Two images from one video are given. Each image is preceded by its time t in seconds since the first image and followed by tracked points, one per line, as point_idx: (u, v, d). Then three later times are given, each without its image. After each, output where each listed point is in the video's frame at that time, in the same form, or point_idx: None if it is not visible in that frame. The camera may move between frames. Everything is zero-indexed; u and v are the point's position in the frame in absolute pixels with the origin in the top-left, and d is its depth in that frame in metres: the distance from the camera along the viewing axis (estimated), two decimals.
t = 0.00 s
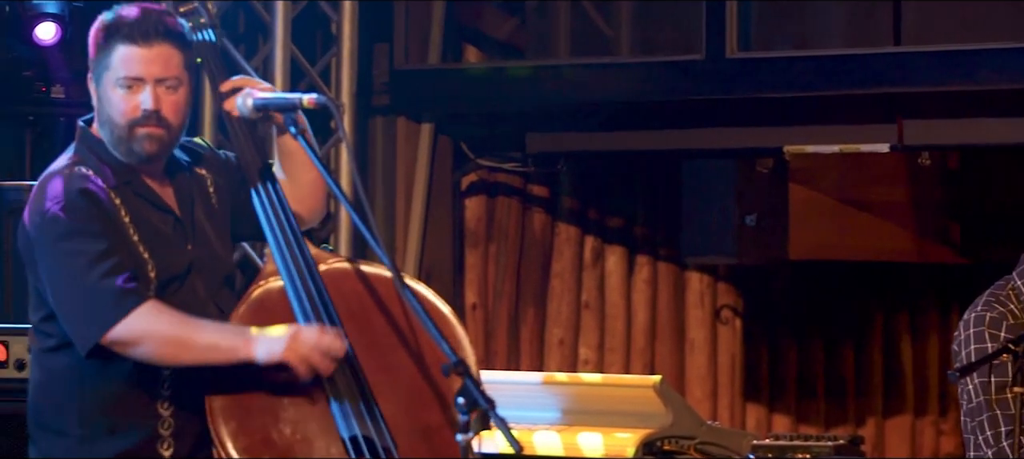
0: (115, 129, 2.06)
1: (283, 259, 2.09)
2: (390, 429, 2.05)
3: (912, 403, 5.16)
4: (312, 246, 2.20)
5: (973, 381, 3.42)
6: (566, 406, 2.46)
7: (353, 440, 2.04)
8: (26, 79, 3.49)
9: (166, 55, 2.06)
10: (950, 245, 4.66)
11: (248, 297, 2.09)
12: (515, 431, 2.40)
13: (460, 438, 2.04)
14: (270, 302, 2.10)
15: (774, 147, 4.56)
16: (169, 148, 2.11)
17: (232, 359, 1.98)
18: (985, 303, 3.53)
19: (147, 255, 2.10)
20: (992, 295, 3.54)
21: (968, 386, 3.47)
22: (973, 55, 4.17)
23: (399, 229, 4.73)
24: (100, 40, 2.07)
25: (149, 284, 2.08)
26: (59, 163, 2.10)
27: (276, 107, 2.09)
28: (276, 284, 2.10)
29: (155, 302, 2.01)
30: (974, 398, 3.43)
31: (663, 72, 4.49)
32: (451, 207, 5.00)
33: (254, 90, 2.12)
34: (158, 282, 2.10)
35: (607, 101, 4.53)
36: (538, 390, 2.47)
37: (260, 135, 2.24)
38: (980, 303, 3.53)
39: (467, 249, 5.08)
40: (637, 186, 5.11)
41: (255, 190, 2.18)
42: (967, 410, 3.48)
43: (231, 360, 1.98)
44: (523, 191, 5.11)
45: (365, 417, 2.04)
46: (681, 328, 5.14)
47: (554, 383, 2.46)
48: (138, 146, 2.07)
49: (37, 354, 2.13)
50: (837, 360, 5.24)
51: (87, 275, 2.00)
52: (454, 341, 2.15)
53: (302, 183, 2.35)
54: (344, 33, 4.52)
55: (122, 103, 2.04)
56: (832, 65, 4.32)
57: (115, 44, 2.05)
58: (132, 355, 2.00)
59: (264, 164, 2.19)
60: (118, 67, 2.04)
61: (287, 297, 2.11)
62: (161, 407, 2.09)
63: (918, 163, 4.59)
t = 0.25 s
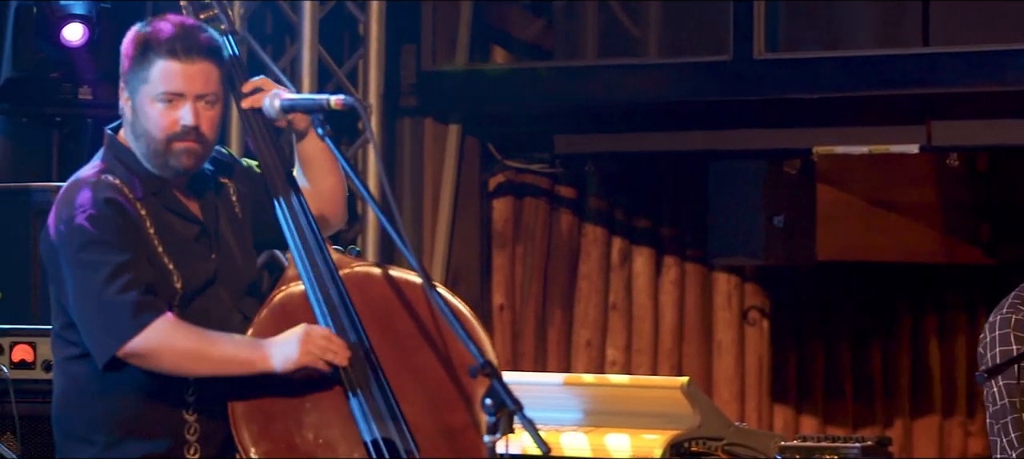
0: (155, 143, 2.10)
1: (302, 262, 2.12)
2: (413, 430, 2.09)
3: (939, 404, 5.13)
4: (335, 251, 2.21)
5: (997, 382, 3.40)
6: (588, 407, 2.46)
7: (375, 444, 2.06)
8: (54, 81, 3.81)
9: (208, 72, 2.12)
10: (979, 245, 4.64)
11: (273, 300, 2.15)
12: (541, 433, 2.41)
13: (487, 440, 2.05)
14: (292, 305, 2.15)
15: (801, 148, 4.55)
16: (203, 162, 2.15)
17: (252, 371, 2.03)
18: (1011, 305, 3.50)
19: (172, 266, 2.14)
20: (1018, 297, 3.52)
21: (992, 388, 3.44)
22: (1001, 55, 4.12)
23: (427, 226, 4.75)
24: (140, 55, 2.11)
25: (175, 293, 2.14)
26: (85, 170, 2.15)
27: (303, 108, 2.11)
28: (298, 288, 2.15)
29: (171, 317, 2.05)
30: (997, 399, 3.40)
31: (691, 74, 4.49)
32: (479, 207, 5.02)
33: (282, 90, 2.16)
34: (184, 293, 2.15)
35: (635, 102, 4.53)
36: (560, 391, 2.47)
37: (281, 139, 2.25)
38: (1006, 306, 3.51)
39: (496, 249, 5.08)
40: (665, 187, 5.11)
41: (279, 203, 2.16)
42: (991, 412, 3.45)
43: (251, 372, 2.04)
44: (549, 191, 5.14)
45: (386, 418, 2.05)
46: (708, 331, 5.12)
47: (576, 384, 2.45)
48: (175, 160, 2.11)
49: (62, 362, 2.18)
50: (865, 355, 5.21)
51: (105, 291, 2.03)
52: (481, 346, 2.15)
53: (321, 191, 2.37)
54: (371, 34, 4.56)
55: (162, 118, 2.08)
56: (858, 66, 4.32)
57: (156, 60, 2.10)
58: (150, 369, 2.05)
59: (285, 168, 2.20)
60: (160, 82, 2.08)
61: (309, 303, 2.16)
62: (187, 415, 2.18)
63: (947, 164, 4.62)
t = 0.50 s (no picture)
0: (185, 127, 2.05)
1: (321, 265, 2.14)
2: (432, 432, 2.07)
3: (965, 407, 5.03)
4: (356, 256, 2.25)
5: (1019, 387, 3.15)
6: (609, 408, 2.45)
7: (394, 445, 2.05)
8: (78, 83, 3.87)
9: (236, 54, 2.06)
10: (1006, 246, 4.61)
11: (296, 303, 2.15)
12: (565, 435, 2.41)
13: (510, 441, 2.05)
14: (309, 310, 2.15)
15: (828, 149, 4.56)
16: (235, 145, 2.10)
17: (299, 334, 1.93)
18: None
19: (205, 256, 2.09)
20: None
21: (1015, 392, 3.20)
22: None
23: (450, 221, 4.78)
24: (169, 40, 2.06)
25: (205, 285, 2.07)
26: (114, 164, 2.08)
27: (326, 109, 2.12)
28: (316, 294, 2.16)
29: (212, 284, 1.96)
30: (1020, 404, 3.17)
31: (716, 75, 4.47)
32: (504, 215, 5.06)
33: (304, 92, 2.19)
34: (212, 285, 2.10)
35: (659, 103, 4.52)
36: (581, 393, 2.45)
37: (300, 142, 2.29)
38: None
39: (520, 251, 5.09)
40: (689, 189, 5.10)
41: (295, 200, 2.21)
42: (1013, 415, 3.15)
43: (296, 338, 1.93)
44: (573, 193, 5.12)
45: (408, 421, 2.05)
46: (732, 333, 5.10)
47: (593, 385, 2.44)
48: (208, 143, 2.06)
49: (84, 354, 2.05)
50: (889, 354, 5.13)
51: (138, 272, 1.94)
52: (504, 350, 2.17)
53: (339, 196, 2.38)
54: (395, 35, 4.59)
55: (193, 101, 2.03)
56: (883, 68, 4.29)
57: (185, 43, 2.04)
58: (188, 341, 1.95)
59: (303, 169, 2.24)
60: (189, 66, 2.02)
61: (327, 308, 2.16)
62: (209, 398, 2.04)
63: (972, 165, 4.58)
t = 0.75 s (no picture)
0: (216, 135, 2.26)
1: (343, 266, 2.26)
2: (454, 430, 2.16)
3: (988, 407, 4.96)
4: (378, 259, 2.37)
5: None
6: (630, 410, 2.45)
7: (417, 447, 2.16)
8: (102, 83, 4.00)
9: (274, 68, 2.28)
10: None
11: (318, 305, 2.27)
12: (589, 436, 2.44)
13: (534, 442, 2.10)
14: (332, 313, 2.26)
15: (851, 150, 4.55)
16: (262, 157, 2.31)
17: (306, 359, 2.14)
18: None
19: (228, 264, 2.29)
20: None
21: None
22: None
23: (472, 217, 4.80)
24: (209, 49, 2.28)
25: (228, 290, 2.27)
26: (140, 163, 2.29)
27: (349, 110, 2.25)
28: (338, 295, 2.27)
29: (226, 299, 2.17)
30: None
31: (738, 76, 4.46)
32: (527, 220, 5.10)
33: (327, 95, 2.34)
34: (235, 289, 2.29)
35: (681, 104, 4.52)
36: (598, 394, 2.46)
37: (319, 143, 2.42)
38: None
39: (542, 252, 5.10)
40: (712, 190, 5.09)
41: (321, 208, 2.34)
42: None
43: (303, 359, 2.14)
44: (596, 195, 5.13)
45: (427, 418, 2.16)
46: (755, 332, 5.10)
47: (610, 386, 2.44)
48: (235, 153, 2.27)
49: (108, 354, 2.30)
50: (911, 355, 5.08)
51: (161, 275, 2.14)
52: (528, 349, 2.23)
53: (361, 194, 2.50)
54: (417, 36, 4.62)
55: (226, 110, 2.25)
56: (905, 69, 4.27)
57: (224, 53, 2.26)
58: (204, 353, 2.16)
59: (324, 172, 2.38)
60: (225, 75, 2.25)
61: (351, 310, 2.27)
62: (232, 404, 2.29)
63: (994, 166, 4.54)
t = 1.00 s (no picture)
0: (235, 135, 2.28)
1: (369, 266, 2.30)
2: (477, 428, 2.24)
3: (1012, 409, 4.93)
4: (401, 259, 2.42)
5: None
6: (654, 411, 2.43)
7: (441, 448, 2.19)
8: (123, 85, 3.96)
9: (289, 65, 2.29)
10: None
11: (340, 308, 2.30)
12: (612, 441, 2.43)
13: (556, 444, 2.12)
14: (356, 312, 2.30)
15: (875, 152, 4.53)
16: (281, 154, 2.34)
17: (329, 364, 2.17)
18: None
19: (250, 263, 2.31)
20: None
21: None
22: None
23: (495, 219, 4.78)
24: (223, 48, 2.29)
25: (252, 295, 2.30)
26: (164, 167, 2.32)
27: (371, 111, 2.29)
28: (364, 296, 2.31)
29: (246, 312, 2.18)
30: None
31: (761, 77, 4.45)
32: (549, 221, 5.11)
33: (349, 96, 2.37)
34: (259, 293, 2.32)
35: (703, 105, 4.51)
36: (624, 395, 2.44)
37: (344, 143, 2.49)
38: None
39: (565, 253, 5.09)
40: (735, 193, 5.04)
41: (345, 209, 2.39)
42: None
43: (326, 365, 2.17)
44: (619, 196, 5.12)
45: (450, 417, 2.19)
46: (778, 333, 5.08)
47: (638, 388, 2.42)
48: (256, 152, 2.29)
49: (132, 356, 2.34)
50: (934, 354, 5.05)
51: (183, 288, 2.16)
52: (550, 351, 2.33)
53: (387, 194, 2.59)
54: (440, 38, 4.64)
55: (244, 110, 2.26)
56: (929, 70, 4.25)
57: (238, 52, 2.28)
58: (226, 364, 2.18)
59: (348, 168, 2.45)
60: (241, 75, 2.26)
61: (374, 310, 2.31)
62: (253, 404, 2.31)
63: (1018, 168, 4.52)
